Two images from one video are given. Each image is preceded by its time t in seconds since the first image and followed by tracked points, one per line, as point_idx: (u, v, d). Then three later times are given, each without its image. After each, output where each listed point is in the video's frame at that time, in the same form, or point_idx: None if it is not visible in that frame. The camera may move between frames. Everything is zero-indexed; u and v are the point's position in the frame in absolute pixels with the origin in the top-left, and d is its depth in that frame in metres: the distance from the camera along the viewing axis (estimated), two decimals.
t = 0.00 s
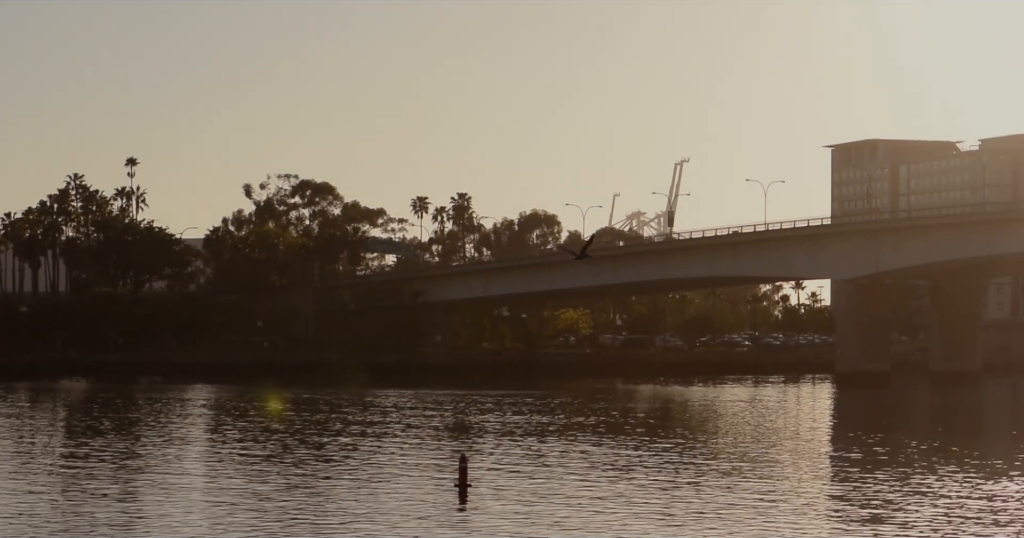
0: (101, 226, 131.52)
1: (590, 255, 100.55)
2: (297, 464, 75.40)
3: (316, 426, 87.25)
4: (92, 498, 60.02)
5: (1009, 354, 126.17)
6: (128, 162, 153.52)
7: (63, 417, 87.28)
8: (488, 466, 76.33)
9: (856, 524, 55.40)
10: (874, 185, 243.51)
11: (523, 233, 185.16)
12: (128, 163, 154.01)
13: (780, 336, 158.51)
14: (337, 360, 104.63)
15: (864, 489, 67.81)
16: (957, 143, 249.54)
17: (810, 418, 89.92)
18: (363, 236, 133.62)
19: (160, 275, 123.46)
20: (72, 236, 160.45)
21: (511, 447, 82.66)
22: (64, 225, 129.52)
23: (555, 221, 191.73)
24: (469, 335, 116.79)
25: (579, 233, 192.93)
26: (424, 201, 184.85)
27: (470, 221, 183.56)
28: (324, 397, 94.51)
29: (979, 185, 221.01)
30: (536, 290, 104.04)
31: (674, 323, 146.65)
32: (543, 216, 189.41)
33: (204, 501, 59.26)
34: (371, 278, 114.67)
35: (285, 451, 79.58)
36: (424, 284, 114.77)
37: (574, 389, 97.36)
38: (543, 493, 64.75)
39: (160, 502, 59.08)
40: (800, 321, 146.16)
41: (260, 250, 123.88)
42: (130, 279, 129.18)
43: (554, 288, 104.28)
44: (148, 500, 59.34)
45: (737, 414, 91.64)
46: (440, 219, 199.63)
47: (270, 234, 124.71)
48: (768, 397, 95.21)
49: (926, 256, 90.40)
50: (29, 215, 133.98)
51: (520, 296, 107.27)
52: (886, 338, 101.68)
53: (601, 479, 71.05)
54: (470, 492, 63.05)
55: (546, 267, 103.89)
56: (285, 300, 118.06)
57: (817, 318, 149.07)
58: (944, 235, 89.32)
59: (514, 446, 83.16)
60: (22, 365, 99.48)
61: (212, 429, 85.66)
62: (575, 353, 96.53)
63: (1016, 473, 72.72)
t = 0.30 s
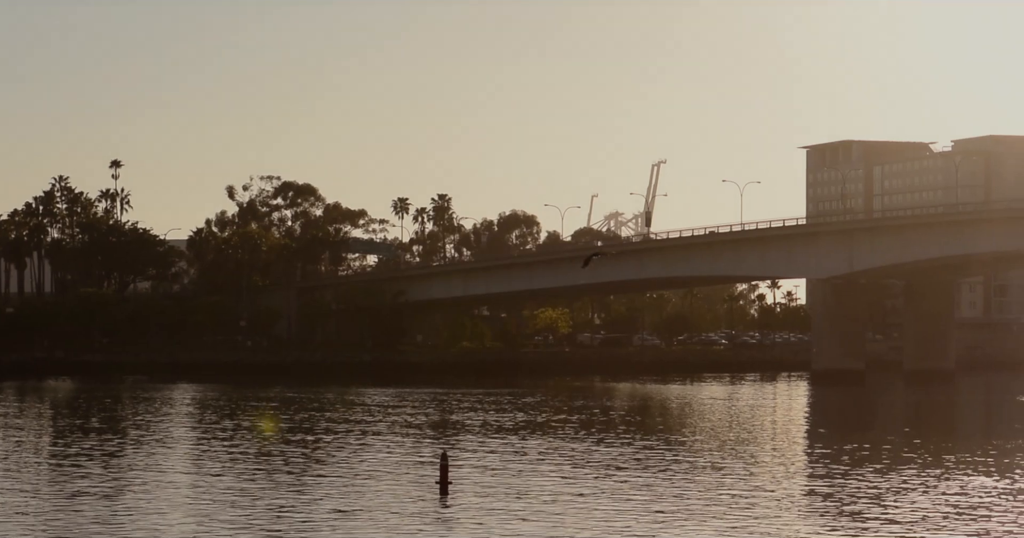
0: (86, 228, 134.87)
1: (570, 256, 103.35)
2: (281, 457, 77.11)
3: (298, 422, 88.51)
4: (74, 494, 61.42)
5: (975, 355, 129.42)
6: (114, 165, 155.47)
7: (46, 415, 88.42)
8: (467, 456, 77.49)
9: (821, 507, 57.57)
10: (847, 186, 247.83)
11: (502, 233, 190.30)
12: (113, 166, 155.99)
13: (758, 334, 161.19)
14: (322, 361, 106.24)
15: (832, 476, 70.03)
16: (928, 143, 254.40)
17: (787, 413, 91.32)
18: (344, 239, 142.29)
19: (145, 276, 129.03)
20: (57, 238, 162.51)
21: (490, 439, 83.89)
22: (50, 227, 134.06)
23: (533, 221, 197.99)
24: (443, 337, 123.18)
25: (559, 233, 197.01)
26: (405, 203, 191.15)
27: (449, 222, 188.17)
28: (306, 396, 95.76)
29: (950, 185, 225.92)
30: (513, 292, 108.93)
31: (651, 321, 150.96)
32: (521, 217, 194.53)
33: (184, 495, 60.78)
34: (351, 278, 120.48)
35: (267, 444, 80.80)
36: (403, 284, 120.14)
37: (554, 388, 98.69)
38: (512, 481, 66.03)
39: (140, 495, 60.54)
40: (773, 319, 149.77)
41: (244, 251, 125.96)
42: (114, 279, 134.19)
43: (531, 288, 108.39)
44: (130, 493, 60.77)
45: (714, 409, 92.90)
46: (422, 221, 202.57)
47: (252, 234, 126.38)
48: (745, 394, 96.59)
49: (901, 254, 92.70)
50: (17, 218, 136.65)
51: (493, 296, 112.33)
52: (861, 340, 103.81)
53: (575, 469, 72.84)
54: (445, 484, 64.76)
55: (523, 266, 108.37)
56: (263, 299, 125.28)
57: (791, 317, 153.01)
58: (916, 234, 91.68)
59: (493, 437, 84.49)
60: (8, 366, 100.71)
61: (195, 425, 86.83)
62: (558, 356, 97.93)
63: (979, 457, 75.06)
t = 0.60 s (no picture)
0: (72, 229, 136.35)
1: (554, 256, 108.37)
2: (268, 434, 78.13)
3: (284, 413, 89.76)
4: (55, 459, 62.12)
5: (943, 355, 133.62)
6: (101, 167, 156.95)
7: (34, 412, 89.50)
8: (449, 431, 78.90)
9: (796, 455, 58.49)
10: (825, 186, 251.12)
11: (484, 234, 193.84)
12: (100, 169, 157.44)
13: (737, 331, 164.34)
14: (308, 373, 106.76)
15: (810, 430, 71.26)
16: (905, 144, 257.98)
17: (766, 402, 92.96)
18: (327, 240, 148.07)
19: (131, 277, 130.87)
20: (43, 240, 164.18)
21: (472, 421, 85.27)
22: (36, 228, 135.71)
23: (515, 222, 200.94)
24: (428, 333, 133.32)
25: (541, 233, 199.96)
26: (389, 204, 193.95)
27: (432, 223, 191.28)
28: (291, 394, 97.01)
29: (928, 184, 229.26)
30: (496, 290, 118.61)
31: (632, 320, 158.66)
32: (503, 218, 197.93)
33: (163, 459, 61.54)
34: (337, 278, 128.86)
35: (252, 429, 82.08)
36: (387, 285, 128.99)
37: (535, 387, 100.22)
38: (488, 442, 67.27)
39: (120, 460, 61.36)
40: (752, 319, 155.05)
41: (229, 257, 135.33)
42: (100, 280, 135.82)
43: (518, 287, 117.08)
44: (110, 460, 61.53)
45: (692, 401, 94.38)
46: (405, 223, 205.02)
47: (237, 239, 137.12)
48: (723, 393, 97.43)
49: (876, 253, 98.25)
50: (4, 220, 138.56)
51: (475, 295, 121.94)
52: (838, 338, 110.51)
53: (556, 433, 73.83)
54: (423, 446, 65.57)
55: (508, 266, 117.52)
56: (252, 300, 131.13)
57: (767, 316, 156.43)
58: (893, 235, 97.07)
59: (476, 419, 86.02)
60: None
61: (181, 416, 88.00)
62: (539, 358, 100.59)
63: (952, 419, 76.82)
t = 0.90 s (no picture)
0: (54, 225, 135.97)
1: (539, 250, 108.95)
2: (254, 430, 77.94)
3: (269, 408, 89.67)
4: (39, 455, 61.86)
5: (926, 349, 134.38)
6: (84, 163, 156.80)
7: (18, 409, 89.16)
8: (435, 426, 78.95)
9: (781, 449, 58.73)
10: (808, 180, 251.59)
11: (468, 229, 194.09)
12: (83, 165, 157.19)
13: (721, 327, 164.96)
14: (292, 370, 106.47)
15: (794, 423, 71.58)
16: (888, 138, 258.58)
17: (750, 396, 93.27)
18: (311, 236, 148.13)
19: (114, 273, 130.58)
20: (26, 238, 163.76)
21: (458, 417, 85.34)
22: (18, 224, 135.33)
23: (499, 217, 200.93)
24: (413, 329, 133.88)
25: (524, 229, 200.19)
26: (373, 200, 193.78)
27: (416, 218, 191.32)
28: (275, 390, 96.82)
29: (911, 178, 229.90)
30: (481, 286, 118.61)
31: (616, 315, 159.33)
32: (487, 213, 198.10)
33: (148, 454, 61.31)
34: (320, 274, 128.74)
35: (237, 424, 82.00)
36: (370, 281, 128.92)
37: (519, 382, 100.36)
38: (474, 437, 67.19)
39: (104, 455, 61.14)
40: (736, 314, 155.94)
41: (212, 254, 134.84)
42: (83, 276, 135.50)
43: (501, 282, 117.37)
44: (94, 455, 61.30)
45: (677, 395, 94.57)
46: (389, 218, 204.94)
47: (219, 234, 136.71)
48: (708, 387, 97.62)
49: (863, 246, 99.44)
50: None
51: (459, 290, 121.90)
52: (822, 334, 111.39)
53: (542, 427, 73.83)
54: (408, 441, 65.48)
55: (492, 261, 117.67)
56: (236, 296, 130.84)
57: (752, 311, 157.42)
58: (877, 229, 98.19)
59: (461, 415, 86.19)
60: None
61: (167, 412, 87.79)
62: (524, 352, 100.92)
63: (936, 412, 77.28)
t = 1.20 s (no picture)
0: (34, 220, 135.43)
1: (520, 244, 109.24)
2: (237, 424, 77.79)
3: (251, 402, 89.51)
4: (20, 450, 61.61)
5: (907, 342, 134.96)
6: (64, 157, 156.27)
7: None
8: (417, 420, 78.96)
9: (763, 443, 58.82)
10: (789, 173, 252.14)
11: (449, 224, 194.08)
12: (63, 158, 156.69)
13: (702, 320, 165.43)
14: (274, 365, 106.14)
15: (775, 416, 71.84)
16: (869, 131, 259.20)
17: (731, 389, 93.58)
18: (293, 230, 148.09)
19: (95, 268, 130.14)
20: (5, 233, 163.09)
21: (440, 411, 85.35)
22: None
23: (480, 211, 200.86)
24: (394, 324, 134.05)
25: (505, 223, 200.32)
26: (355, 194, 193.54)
27: (397, 213, 191.21)
28: (257, 385, 96.63)
29: (893, 171, 230.63)
30: (462, 280, 118.58)
31: (597, 309, 159.58)
32: (467, 207, 198.17)
33: (131, 449, 61.15)
34: (302, 269, 128.64)
35: (220, 419, 81.86)
36: (351, 275, 128.86)
37: (501, 376, 100.47)
38: (456, 431, 67.18)
39: (88, 451, 60.98)
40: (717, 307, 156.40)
41: (192, 248, 134.48)
42: (64, 271, 135.02)
43: (482, 276, 117.35)
44: (77, 450, 61.09)
45: (659, 388, 94.78)
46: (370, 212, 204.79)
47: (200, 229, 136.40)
48: (691, 380, 97.76)
49: (845, 240, 100.11)
50: None
51: (440, 285, 121.87)
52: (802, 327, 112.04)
53: (525, 421, 73.85)
54: (391, 435, 65.38)
55: (473, 256, 117.59)
56: (217, 291, 130.50)
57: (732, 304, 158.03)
58: (860, 222, 99.10)
59: (443, 409, 86.26)
60: None
61: (149, 407, 87.53)
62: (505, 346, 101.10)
63: (917, 404, 77.63)
